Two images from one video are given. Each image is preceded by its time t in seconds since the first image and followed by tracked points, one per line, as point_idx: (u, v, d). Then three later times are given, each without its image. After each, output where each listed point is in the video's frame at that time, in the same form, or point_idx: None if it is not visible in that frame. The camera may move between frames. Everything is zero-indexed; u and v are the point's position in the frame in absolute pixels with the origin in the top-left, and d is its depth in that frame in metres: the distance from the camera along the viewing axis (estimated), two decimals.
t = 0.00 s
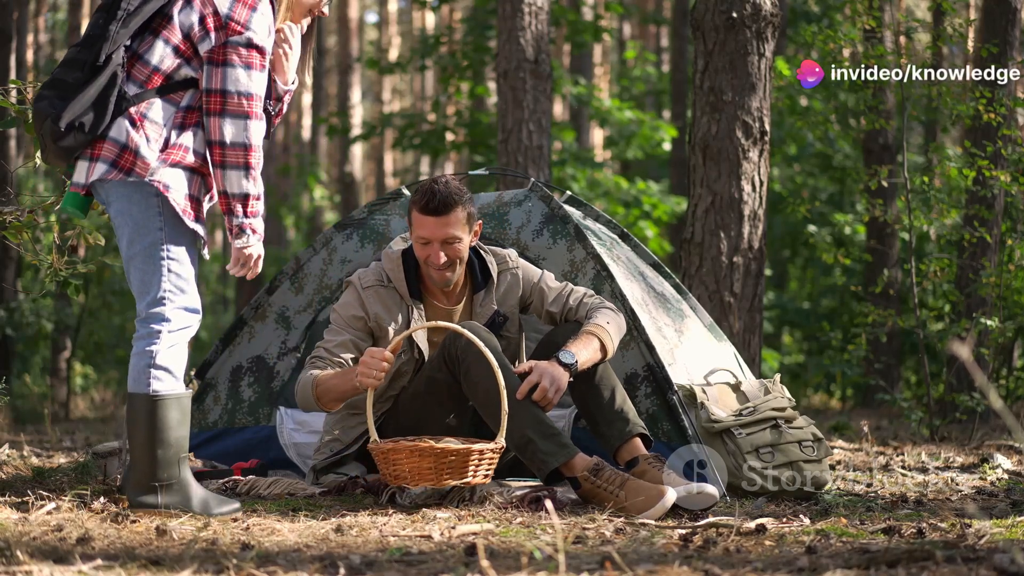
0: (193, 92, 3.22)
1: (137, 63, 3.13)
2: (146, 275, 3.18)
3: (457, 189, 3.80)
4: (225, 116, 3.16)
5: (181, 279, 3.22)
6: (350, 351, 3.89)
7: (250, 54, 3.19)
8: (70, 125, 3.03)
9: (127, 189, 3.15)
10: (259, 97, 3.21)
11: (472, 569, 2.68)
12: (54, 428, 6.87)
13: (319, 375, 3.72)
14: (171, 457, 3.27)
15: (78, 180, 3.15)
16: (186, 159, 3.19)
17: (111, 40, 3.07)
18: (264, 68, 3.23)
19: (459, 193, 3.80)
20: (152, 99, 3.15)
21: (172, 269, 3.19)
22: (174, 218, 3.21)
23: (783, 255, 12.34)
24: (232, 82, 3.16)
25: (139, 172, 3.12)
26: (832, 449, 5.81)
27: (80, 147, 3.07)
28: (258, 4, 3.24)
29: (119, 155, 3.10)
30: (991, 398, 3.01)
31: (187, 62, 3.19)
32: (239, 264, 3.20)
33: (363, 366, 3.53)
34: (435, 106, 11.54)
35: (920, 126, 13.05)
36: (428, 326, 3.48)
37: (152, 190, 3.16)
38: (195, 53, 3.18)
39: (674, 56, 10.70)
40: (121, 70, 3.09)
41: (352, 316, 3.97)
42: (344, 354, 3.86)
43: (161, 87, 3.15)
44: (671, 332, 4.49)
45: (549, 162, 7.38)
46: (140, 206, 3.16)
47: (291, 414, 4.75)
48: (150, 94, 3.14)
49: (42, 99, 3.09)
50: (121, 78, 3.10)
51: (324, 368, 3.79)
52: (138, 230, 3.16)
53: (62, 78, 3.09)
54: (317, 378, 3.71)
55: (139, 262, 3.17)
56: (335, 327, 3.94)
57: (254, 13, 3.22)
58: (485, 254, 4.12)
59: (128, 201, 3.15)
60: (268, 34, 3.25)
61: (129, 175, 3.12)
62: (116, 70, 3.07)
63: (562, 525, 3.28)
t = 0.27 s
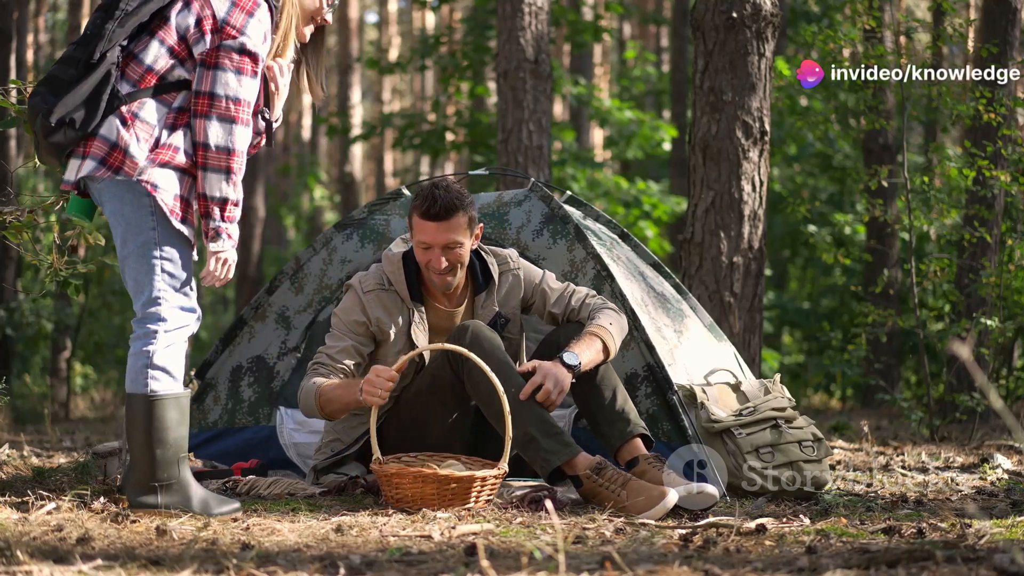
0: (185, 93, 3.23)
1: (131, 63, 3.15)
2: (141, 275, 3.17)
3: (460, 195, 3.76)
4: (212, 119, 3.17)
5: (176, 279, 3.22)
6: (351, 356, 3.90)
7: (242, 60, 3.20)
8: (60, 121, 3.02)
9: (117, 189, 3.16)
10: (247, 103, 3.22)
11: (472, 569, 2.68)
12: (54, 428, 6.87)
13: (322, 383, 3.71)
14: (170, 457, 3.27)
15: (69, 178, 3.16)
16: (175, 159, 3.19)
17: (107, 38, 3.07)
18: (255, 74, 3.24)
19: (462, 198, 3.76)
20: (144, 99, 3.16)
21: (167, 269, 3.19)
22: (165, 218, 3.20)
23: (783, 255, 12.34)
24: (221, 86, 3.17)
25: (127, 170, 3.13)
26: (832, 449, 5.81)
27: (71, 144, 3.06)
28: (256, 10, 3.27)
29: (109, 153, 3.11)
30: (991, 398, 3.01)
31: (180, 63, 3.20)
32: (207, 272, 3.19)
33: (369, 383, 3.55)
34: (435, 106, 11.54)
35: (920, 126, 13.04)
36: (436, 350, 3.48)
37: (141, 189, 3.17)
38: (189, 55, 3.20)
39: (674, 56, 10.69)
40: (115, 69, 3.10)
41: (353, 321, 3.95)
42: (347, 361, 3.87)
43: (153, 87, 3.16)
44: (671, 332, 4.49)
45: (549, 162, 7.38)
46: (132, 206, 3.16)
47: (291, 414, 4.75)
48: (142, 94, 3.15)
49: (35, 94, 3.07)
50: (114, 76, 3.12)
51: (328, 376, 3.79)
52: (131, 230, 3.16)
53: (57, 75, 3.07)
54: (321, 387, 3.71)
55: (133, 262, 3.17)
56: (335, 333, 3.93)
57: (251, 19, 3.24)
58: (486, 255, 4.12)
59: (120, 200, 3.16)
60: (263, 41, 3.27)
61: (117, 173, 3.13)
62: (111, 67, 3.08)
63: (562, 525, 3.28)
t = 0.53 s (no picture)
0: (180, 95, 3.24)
1: (126, 64, 3.17)
2: (138, 275, 3.17)
3: (461, 199, 3.75)
4: (202, 121, 3.17)
5: (174, 279, 3.21)
6: (353, 360, 3.92)
7: (236, 64, 3.20)
8: (54, 121, 3.03)
9: (115, 190, 3.16)
10: (238, 107, 3.23)
11: (471, 569, 2.68)
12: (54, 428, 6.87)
13: (322, 390, 3.72)
14: (168, 457, 3.26)
15: (65, 179, 3.17)
16: (170, 160, 3.17)
17: (102, 39, 3.08)
18: (249, 78, 3.24)
19: (463, 202, 3.75)
20: (139, 100, 3.17)
21: (164, 268, 3.19)
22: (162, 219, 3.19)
23: (783, 255, 12.34)
24: (213, 89, 3.17)
25: (123, 171, 3.14)
26: (832, 449, 5.81)
27: (65, 143, 3.08)
28: (252, 14, 3.27)
29: (104, 154, 3.12)
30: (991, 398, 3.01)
31: (175, 66, 3.21)
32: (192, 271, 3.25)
33: (364, 390, 3.56)
34: (435, 106, 11.54)
35: (920, 126, 13.05)
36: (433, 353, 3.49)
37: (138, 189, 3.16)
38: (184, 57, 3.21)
39: (674, 57, 10.69)
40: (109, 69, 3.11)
41: (354, 325, 3.96)
42: (348, 365, 3.89)
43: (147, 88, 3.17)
44: (671, 332, 4.49)
45: (549, 162, 7.39)
46: (128, 206, 3.16)
47: (291, 414, 4.76)
48: (136, 95, 3.16)
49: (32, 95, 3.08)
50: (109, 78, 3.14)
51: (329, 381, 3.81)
52: (128, 230, 3.16)
53: (52, 75, 3.06)
54: (321, 392, 3.72)
55: (130, 262, 3.17)
56: (337, 337, 3.94)
57: (246, 23, 3.24)
58: (486, 257, 4.11)
59: (117, 201, 3.16)
60: (258, 45, 3.27)
61: (115, 174, 3.14)
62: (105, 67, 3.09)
63: (562, 524, 3.28)
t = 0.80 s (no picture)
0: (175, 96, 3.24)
1: (122, 64, 3.16)
2: (136, 276, 3.17)
3: (462, 201, 3.75)
4: (198, 123, 3.17)
5: (172, 278, 3.21)
6: (352, 361, 3.92)
7: (232, 66, 3.20)
8: (51, 122, 3.04)
9: (113, 191, 3.15)
10: (234, 109, 3.23)
11: (472, 569, 2.68)
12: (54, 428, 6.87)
13: (321, 390, 3.72)
14: (167, 457, 3.26)
15: (62, 180, 3.16)
16: (167, 161, 3.16)
17: (98, 40, 3.08)
18: (245, 80, 3.24)
19: (463, 204, 3.75)
20: (135, 101, 3.17)
21: (162, 268, 3.19)
22: (160, 220, 3.19)
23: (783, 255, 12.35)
24: (209, 91, 3.18)
25: (121, 172, 3.14)
26: (832, 448, 5.81)
27: (62, 145, 3.09)
28: (250, 16, 3.28)
29: (102, 155, 3.12)
30: (991, 398, 3.00)
31: (171, 66, 3.21)
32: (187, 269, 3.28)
33: (365, 391, 3.55)
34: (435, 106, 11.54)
35: (920, 126, 13.05)
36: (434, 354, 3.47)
37: (136, 190, 3.16)
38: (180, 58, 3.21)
39: (674, 57, 10.69)
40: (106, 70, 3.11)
41: (353, 326, 3.96)
42: (347, 366, 3.89)
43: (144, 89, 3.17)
44: (671, 332, 4.48)
45: (549, 162, 7.39)
46: (126, 207, 3.15)
47: (291, 414, 4.76)
48: (133, 96, 3.16)
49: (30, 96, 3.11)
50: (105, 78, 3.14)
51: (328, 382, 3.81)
52: (126, 231, 3.16)
53: (49, 77, 3.10)
54: (321, 392, 3.72)
55: (128, 262, 3.17)
56: (336, 337, 3.94)
57: (243, 25, 3.25)
58: (486, 257, 4.10)
59: (115, 202, 3.15)
60: (254, 47, 3.27)
61: (112, 175, 3.14)
62: (101, 68, 3.09)
63: (563, 525, 3.28)
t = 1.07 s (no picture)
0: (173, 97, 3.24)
1: (120, 65, 3.16)
2: (136, 276, 3.17)
3: (462, 203, 3.75)
4: (198, 125, 3.20)
5: (171, 278, 3.21)
6: (351, 362, 3.91)
7: (231, 68, 3.23)
8: (48, 124, 3.04)
9: (112, 191, 3.16)
10: (233, 111, 3.27)
11: (472, 569, 2.68)
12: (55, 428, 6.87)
13: (320, 390, 3.73)
14: (167, 457, 3.26)
15: (59, 181, 3.16)
16: (166, 163, 3.17)
17: (96, 42, 3.07)
18: (244, 82, 3.27)
19: (463, 206, 3.75)
20: (133, 102, 3.17)
21: (162, 268, 3.19)
22: (160, 220, 3.19)
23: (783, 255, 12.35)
24: (209, 93, 3.20)
25: (120, 174, 3.14)
26: (832, 449, 5.81)
27: (60, 146, 3.08)
28: (249, 18, 3.28)
29: (101, 157, 3.13)
30: (992, 398, 3.00)
31: (169, 68, 3.21)
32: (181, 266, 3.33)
33: (364, 391, 3.56)
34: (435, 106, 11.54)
35: (920, 126, 13.05)
36: (436, 353, 3.46)
37: (135, 190, 3.16)
38: (178, 59, 3.21)
39: (674, 57, 10.69)
40: (104, 72, 3.11)
41: (353, 327, 3.95)
42: (346, 367, 3.89)
43: (142, 91, 3.17)
44: (671, 332, 4.48)
45: (549, 162, 7.39)
46: (125, 207, 3.15)
47: (291, 414, 4.76)
48: (130, 97, 3.16)
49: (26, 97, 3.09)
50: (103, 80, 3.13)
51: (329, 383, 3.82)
52: (126, 231, 3.16)
53: (45, 78, 3.07)
54: (319, 393, 3.72)
55: (128, 263, 3.17)
56: (335, 338, 3.94)
57: (243, 27, 3.26)
58: (486, 257, 4.10)
59: (114, 203, 3.15)
60: (253, 49, 3.29)
61: (111, 177, 3.15)
62: (99, 70, 3.08)
63: (563, 525, 3.28)
